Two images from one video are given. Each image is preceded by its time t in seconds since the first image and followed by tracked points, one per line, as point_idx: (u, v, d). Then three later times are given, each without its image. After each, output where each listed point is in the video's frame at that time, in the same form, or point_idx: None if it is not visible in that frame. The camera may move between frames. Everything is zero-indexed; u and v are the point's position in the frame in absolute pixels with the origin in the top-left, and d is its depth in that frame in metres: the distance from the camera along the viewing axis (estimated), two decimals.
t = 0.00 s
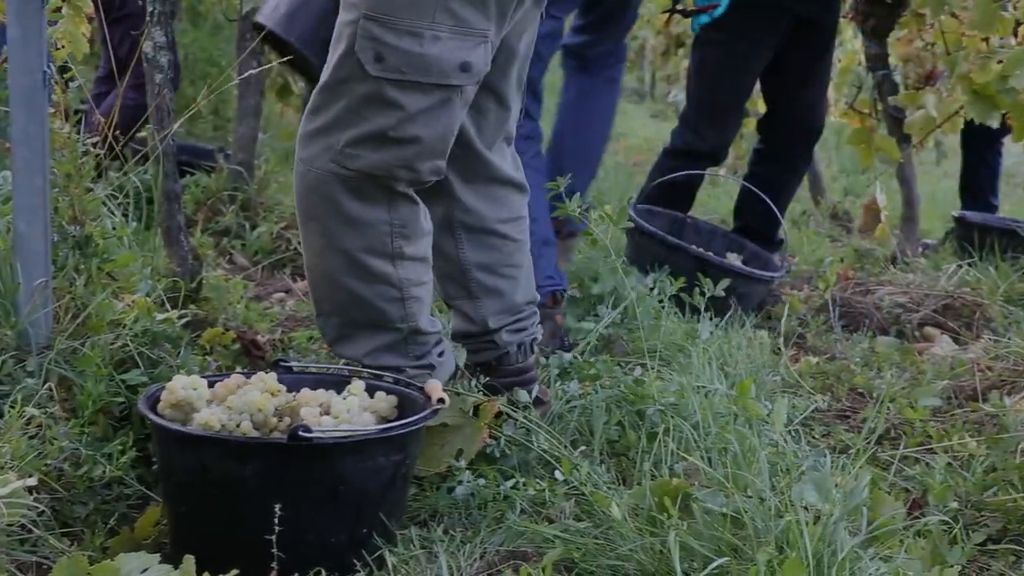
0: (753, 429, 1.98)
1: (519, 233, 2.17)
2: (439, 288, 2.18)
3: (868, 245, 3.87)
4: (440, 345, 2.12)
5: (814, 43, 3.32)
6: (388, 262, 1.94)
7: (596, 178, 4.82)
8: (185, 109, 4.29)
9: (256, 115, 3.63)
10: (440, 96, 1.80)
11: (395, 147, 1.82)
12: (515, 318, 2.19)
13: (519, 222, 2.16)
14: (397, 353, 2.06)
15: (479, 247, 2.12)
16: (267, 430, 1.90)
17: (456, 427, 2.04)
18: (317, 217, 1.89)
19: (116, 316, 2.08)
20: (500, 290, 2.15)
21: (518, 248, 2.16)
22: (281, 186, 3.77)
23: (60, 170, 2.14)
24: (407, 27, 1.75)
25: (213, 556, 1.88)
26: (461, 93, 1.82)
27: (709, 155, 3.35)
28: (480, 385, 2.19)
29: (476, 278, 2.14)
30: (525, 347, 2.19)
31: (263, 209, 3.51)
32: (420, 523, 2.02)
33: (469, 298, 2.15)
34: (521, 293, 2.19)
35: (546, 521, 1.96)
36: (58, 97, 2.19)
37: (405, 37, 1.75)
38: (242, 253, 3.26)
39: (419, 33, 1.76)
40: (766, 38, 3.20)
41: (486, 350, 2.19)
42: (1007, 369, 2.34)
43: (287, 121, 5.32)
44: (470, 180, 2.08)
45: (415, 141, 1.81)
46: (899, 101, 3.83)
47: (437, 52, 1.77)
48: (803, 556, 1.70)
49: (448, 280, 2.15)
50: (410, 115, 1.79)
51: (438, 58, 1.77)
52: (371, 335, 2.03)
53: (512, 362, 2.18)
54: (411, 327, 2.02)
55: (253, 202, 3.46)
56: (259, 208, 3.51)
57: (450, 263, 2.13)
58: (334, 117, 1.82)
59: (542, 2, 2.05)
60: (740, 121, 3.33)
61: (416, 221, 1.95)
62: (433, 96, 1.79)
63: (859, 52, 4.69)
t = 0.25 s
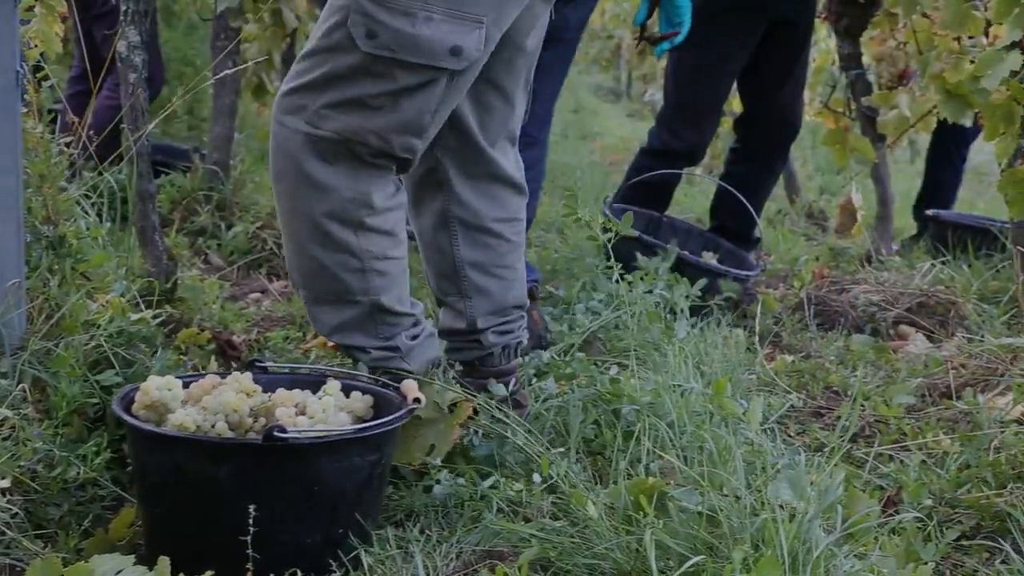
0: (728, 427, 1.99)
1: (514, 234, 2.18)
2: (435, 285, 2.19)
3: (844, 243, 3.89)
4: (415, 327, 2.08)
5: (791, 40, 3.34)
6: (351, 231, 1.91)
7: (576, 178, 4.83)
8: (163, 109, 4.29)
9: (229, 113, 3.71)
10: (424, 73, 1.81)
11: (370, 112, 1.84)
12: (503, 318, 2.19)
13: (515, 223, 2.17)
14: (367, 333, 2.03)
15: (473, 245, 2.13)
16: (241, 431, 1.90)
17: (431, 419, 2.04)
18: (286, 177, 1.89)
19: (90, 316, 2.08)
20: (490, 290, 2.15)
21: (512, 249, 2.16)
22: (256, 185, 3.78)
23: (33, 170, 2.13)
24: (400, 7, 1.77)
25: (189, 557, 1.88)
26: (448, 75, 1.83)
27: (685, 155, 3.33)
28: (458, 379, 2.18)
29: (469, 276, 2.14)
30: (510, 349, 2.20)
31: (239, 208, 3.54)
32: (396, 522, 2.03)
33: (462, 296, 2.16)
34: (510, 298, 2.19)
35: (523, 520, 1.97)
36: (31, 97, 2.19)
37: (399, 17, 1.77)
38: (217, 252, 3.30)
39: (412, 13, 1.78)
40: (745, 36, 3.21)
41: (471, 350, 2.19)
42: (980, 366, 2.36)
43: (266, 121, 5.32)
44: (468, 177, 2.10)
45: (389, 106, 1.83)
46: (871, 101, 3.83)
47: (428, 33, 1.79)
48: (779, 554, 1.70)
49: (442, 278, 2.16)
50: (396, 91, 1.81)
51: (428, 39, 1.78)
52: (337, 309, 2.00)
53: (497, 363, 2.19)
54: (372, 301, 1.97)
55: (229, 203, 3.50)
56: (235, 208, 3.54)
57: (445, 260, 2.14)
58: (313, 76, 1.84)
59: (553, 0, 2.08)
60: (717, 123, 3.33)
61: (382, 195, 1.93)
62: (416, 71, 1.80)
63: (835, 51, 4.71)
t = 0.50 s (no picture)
0: (703, 426, 1.99)
1: (517, 236, 2.24)
2: (437, 283, 2.23)
3: (819, 242, 3.90)
4: (418, 343, 2.08)
5: (763, 40, 3.34)
6: (379, 243, 1.93)
7: (552, 177, 4.85)
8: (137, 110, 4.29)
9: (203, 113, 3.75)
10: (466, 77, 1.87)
11: (408, 115, 1.88)
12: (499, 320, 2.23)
13: (518, 224, 2.23)
14: (371, 343, 2.03)
15: (477, 244, 2.18)
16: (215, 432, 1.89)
17: (409, 416, 2.04)
18: (320, 186, 1.90)
19: (62, 317, 2.07)
20: (491, 290, 2.19)
21: (514, 250, 2.22)
22: (229, 184, 3.83)
23: (4, 170, 2.12)
24: (444, 14, 1.82)
25: (161, 559, 1.87)
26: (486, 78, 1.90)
27: (659, 153, 3.35)
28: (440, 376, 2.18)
29: (472, 275, 2.19)
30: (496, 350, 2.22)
31: (212, 208, 3.58)
32: (371, 522, 2.02)
33: (462, 294, 2.19)
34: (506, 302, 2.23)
35: (497, 520, 1.97)
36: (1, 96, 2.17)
37: (445, 26, 1.83)
38: (192, 252, 3.35)
39: (456, 20, 1.83)
40: (713, 36, 3.22)
41: (460, 347, 2.20)
42: (952, 364, 2.37)
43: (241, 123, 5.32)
44: (478, 174, 2.19)
45: (431, 109, 1.88)
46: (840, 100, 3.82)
47: (470, 38, 1.84)
48: (753, 552, 1.70)
49: (444, 275, 2.20)
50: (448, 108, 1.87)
51: (473, 45, 1.84)
52: (350, 322, 2.00)
53: (480, 365, 2.20)
54: (388, 317, 1.98)
55: (203, 202, 3.52)
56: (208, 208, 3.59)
57: (448, 257, 2.19)
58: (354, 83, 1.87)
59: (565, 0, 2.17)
60: (690, 122, 3.34)
61: (411, 207, 1.94)
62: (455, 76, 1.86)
63: (808, 51, 4.73)
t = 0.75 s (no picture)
0: (679, 424, 2.00)
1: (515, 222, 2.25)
2: (432, 267, 2.23)
3: (793, 240, 3.92)
4: (402, 346, 2.10)
5: (742, 38, 3.34)
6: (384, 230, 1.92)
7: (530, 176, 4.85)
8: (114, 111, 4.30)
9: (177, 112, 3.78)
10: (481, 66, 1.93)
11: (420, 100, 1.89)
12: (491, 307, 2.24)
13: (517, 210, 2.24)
14: (357, 337, 2.04)
15: (479, 228, 2.19)
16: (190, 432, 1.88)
17: (386, 416, 2.04)
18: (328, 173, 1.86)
19: (36, 317, 2.05)
20: (492, 273, 2.20)
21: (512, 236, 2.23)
22: (203, 182, 3.95)
23: None
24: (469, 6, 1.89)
25: (136, 560, 1.86)
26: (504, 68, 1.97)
27: (635, 152, 3.36)
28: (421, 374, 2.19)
29: (472, 258, 2.20)
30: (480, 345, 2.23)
31: (187, 208, 3.60)
32: (347, 522, 2.02)
33: (461, 278, 2.20)
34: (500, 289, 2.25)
35: (474, 519, 1.97)
36: None
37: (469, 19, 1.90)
38: (167, 251, 3.37)
39: (479, 13, 1.90)
40: (693, 36, 3.22)
41: (449, 340, 2.22)
42: (927, 361, 2.38)
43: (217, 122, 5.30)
44: (485, 162, 2.17)
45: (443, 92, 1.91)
46: (812, 100, 3.81)
47: (493, 31, 1.92)
48: (729, 550, 1.70)
49: (444, 259, 2.20)
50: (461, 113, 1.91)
51: (494, 37, 1.92)
52: (348, 312, 2.00)
53: (468, 360, 2.22)
54: (385, 307, 1.99)
55: (178, 202, 3.57)
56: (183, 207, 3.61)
57: (450, 241, 2.19)
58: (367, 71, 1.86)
59: None
60: (666, 122, 3.35)
61: (418, 195, 1.94)
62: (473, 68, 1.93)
63: (784, 49, 4.74)
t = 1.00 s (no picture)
0: (655, 423, 2.00)
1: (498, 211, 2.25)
2: (418, 259, 2.21)
3: (769, 239, 3.93)
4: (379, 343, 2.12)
5: (719, 42, 3.35)
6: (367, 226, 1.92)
7: (507, 175, 4.86)
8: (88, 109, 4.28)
9: (152, 112, 3.78)
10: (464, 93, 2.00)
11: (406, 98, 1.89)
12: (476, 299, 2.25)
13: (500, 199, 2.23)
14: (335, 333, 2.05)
15: (465, 220, 2.18)
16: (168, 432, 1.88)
17: (362, 416, 2.03)
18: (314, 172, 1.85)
19: (8, 318, 2.04)
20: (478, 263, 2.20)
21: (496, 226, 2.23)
22: (178, 181, 3.94)
23: None
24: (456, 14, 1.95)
25: (109, 562, 1.85)
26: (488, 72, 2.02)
27: (612, 152, 3.36)
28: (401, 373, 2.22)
29: (459, 250, 2.19)
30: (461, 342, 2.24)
31: (161, 207, 3.60)
32: (321, 522, 2.02)
33: (447, 270, 2.20)
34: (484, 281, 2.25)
35: (449, 519, 1.97)
36: None
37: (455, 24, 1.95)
38: (141, 251, 3.37)
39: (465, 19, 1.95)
40: (672, 40, 3.23)
41: (437, 336, 2.23)
42: (900, 360, 2.39)
43: (192, 122, 5.29)
44: (472, 156, 2.16)
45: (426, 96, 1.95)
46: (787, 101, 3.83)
47: (479, 37, 1.97)
48: (704, 548, 1.70)
49: (430, 251, 2.19)
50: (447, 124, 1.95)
51: (480, 42, 1.97)
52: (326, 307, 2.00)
53: (453, 354, 2.23)
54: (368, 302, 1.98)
55: (150, 202, 3.56)
56: (157, 206, 3.61)
57: (436, 233, 2.18)
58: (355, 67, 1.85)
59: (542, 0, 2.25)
60: (643, 121, 3.35)
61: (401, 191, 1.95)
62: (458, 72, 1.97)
63: (759, 49, 4.76)
